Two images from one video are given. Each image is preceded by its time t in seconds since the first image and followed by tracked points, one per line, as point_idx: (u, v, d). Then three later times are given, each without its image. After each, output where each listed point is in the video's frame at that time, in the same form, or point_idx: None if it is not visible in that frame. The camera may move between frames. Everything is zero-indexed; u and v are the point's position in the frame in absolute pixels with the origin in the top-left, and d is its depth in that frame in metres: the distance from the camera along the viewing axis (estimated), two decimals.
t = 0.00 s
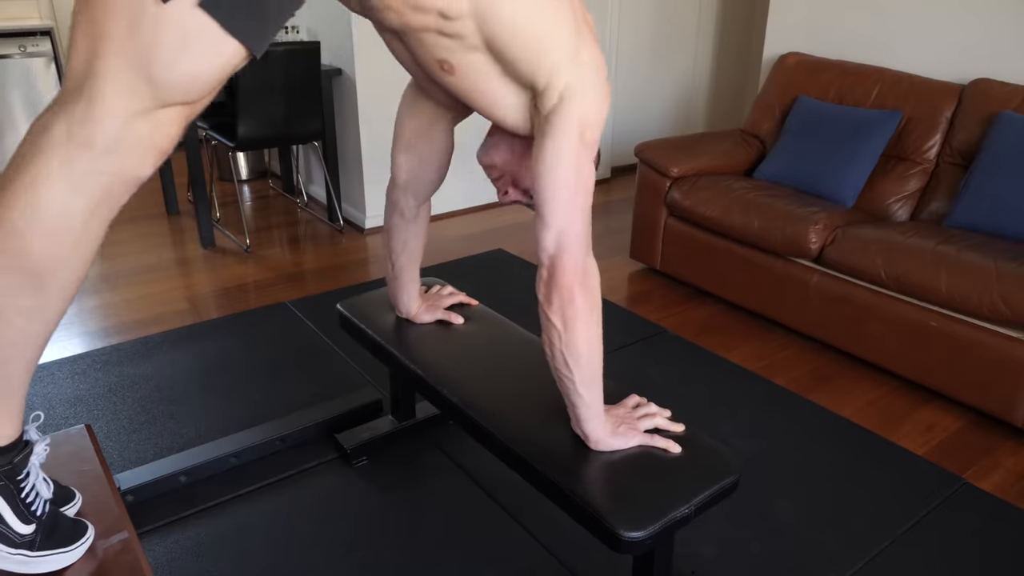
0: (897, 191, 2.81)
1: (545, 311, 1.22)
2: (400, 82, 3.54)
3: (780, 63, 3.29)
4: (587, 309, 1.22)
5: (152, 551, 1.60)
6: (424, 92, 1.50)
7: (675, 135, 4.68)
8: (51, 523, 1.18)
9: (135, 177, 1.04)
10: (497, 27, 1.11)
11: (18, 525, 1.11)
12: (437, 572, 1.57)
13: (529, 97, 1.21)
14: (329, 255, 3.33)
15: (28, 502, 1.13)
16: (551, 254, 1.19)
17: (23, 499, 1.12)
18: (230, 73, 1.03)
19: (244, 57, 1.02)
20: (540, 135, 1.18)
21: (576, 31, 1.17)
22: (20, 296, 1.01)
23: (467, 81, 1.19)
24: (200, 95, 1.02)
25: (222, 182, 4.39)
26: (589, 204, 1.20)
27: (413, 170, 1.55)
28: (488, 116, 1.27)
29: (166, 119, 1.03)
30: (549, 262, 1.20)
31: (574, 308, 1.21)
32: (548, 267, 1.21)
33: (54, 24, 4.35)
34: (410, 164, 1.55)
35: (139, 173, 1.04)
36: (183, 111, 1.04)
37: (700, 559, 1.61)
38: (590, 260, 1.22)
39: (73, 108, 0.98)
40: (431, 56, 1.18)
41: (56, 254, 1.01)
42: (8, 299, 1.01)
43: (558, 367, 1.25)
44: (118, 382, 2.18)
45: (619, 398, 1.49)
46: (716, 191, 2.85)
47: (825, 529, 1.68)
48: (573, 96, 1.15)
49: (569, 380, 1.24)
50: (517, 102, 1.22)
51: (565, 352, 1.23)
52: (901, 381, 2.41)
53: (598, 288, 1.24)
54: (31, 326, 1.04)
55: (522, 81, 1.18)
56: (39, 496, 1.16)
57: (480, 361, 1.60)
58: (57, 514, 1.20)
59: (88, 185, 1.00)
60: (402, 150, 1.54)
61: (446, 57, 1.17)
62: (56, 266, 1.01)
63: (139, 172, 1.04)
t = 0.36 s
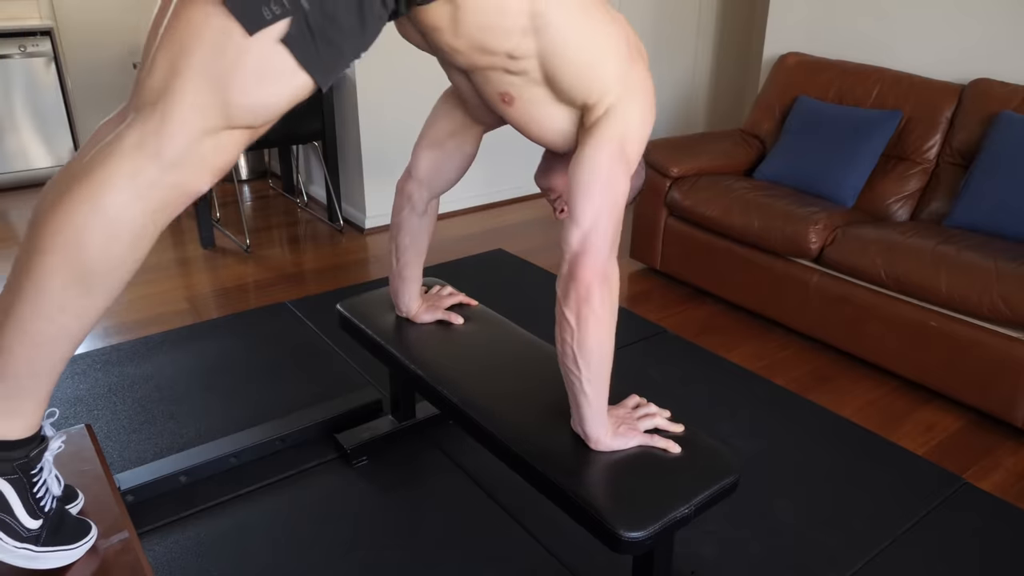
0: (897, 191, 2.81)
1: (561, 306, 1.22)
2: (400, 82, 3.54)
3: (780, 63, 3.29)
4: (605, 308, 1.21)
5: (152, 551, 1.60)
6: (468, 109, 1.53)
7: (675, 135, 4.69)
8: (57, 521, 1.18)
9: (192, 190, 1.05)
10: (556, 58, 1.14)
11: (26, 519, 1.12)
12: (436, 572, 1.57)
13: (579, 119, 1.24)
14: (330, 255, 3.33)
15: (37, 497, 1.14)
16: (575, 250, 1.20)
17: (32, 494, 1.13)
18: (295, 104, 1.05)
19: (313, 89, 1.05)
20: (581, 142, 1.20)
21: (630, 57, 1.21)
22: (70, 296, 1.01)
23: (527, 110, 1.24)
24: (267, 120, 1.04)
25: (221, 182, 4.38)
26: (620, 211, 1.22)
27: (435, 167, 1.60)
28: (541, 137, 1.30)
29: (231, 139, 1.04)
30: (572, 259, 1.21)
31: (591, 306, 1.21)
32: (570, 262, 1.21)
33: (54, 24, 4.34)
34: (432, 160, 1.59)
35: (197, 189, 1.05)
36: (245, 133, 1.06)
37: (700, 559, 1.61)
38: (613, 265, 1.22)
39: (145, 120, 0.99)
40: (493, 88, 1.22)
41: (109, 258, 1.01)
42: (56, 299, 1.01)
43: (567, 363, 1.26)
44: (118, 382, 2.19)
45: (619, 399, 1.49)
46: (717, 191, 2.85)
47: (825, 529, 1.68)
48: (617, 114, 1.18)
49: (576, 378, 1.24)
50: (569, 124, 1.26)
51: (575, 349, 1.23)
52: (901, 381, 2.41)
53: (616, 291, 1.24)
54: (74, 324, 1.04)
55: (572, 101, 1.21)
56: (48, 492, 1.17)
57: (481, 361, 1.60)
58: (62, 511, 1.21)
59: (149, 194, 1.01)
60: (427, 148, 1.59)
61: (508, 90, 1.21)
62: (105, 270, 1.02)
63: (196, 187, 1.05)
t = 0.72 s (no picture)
0: (897, 190, 2.81)
1: (572, 304, 1.23)
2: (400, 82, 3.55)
3: (780, 63, 3.29)
4: (615, 309, 1.22)
5: (152, 551, 1.60)
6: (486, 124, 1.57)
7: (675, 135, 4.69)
8: (61, 518, 1.19)
9: (228, 208, 1.05)
10: (592, 95, 1.20)
11: (31, 517, 1.12)
12: (436, 572, 1.56)
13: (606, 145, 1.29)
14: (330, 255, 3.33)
15: (43, 496, 1.14)
16: (590, 250, 1.21)
17: (39, 492, 1.13)
18: (334, 133, 1.07)
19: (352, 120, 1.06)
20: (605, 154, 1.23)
21: (658, 92, 1.28)
22: (97, 302, 1.00)
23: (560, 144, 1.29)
24: (308, 144, 1.05)
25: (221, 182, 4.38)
26: (637, 220, 1.23)
27: (442, 171, 1.61)
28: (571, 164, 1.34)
29: (271, 161, 1.05)
30: (586, 258, 1.21)
31: (601, 305, 1.21)
32: (584, 261, 1.21)
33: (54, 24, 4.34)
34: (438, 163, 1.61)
35: (231, 206, 1.05)
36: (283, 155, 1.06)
37: (699, 559, 1.61)
38: (627, 269, 1.23)
39: (191, 137, 0.99)
40: (527, 122, 1.27)
41: (140, 267, 1.00)
42: (84, 304, 0.99)
43: (573, 361, 1.26)
44: (118, 382, 2.18)
45: (619, 400, 1.50)
46: (717, 191, 2.85)
47: (825, 529, 1.68)
48: (644, 135, 1.24)
49: (582, 376, 1.24)
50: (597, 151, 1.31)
51: (582, 347, 1.23)
52: (901, 381, 2.41)
53: (628, 295, 1.24)
54: (95, 330, 1.02)
55: (601, 127, 1.26)
56: (53, 491, 1.16)
57: (482, 360, 1.60)
58: (66, 509, 1.21)
59: (186, 208, 1.00)
60: (435, 151, 1.61)
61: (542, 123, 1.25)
62: (134, 279, 1.00)
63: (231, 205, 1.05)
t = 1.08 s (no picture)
0: (897, 191, 2.81)
1: (577, 305, 1.24)
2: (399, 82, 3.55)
3: (780, 63, 3.29)
4: (620, 312, 1.23)
5: (152, 551, 1.60)
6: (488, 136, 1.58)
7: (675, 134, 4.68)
8: (61, 518, 1.19)
9: (244, 222, 1.04)
10: (611, 122, 1.23)
11: (31, 517, 1.12)
12: (436, 572, 1.56)
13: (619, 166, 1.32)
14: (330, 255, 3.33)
15: (43, 496, 1.14)
16: (597, 252, 1.22)
17: (39, 492, 1.13)
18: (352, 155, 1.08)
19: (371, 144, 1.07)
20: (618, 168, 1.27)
21: (672, 117, 1.31)
22: (110, 307, 0.99)
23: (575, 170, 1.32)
24: (327, 165, 1.06)
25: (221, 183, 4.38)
26: (646, 231, 1.26)
27: (448, 174, 1.62)
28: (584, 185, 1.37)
29: (290, 177, 1.05)
30: (592, 259, 1.23)
31: (606, 307, 1.22)
32: (591, 263, 1.23)
33: (54, 24, 4.34)
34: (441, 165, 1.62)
35: (247, 221, 1.04)
36: (301, 174, 1.06)
37: (700, 559, 1.61)
38: (633, 275, 1.25)
39: (215, 149, 0.99)
40: (543, 151, 1.29)
41: (154, 275, 0.99)
42: (96, 309, 0.98)
43: (576, 362, 1.27)
44: (118, 382, 2.18)
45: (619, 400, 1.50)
46: (717, 192, 2.85)
47: (825, 529, 1.68)
48: (659, 154, 1.27)
49: (585, 377, 1.25)
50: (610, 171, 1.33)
51: (585, 347, 1.24)
52: (901, 381, 2.41)
53: (633, 300, 1.25)
54: (104, 334, 1.01)
55: (616, 149, 1.28)
56: (53, 491, 1.16)
57: (482, 359, 1.60)
58: (66, 509, 1.21)
59: (203, 220, 0.99)
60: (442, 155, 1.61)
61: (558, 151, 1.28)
62: (147, 286, 1.00)
63: (248, 219, 1.04)
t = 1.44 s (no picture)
0: (897, 191, 2.81)
1: (582, 304, 1.24)
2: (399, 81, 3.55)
3: (780, 63, 3.29)
4: (625, 314, 1.23)
5: (152, 551, 1.60)
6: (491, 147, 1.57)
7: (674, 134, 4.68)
8: (61, 518, 1.19)
9: (258, 236, 1.05)
10: (624, 150, 1.26)
11: (31, 518, 1.12)
12: (436, 572, 1.56)
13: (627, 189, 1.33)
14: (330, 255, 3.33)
15: (43, 496, 1.14)
16: (605, 253, 1.22)
17: (38, 493, 1.13)
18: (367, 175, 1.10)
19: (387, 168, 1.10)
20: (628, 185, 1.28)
21: (683, 142, 1.34)
22: (119, 312, 0.99)
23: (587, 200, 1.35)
24: (343, 186, 1.08)
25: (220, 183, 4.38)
26: (653, 241, 1.27)
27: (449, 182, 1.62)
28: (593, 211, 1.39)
29: (305, 195, 1.07)
30: (599, 259, 1.23)
31: (611, 307, 1.22)
32: (598, 262, 1.23)
33: (54, 24, 4.34)
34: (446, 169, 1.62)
35: (261, 234, 1.05)
36: (314, 192, 1.08)
37: (700, 559, 1.61)
38: (639, 276, 1.25)
39: (235, 164, 1.00)
40: (556, 180, 1.33)
41: (166, 282, 0.99)
42: (106, 314, 0.98)
43: (578, 361, 1.27)
44: (117, 382, 2.18)
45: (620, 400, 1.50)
46: (717, 192, 2.85)
47: (825, 529, 1.68)
48: (671, 174, 1.29)
49: (587, 376, 1.25)
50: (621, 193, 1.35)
51: (589, 347, 1.24)
52: (901, 381, 2.41)
53: (637, 303, 1.26)
54: (111, 339, 1.01)
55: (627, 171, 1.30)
56: (53, 491, 1.16)
57: (483, 359, 1.60)
58: (66, 509, 1.21)
59: (220, 231, 1.00)
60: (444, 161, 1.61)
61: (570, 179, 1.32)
62: (158, 294, 1.00)
63: (261, 233, 1.05)
